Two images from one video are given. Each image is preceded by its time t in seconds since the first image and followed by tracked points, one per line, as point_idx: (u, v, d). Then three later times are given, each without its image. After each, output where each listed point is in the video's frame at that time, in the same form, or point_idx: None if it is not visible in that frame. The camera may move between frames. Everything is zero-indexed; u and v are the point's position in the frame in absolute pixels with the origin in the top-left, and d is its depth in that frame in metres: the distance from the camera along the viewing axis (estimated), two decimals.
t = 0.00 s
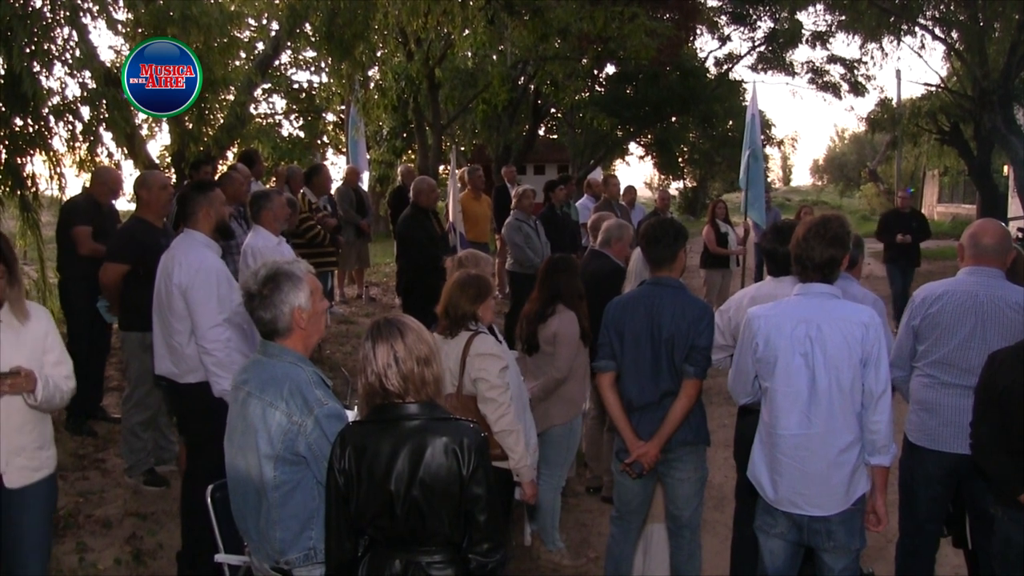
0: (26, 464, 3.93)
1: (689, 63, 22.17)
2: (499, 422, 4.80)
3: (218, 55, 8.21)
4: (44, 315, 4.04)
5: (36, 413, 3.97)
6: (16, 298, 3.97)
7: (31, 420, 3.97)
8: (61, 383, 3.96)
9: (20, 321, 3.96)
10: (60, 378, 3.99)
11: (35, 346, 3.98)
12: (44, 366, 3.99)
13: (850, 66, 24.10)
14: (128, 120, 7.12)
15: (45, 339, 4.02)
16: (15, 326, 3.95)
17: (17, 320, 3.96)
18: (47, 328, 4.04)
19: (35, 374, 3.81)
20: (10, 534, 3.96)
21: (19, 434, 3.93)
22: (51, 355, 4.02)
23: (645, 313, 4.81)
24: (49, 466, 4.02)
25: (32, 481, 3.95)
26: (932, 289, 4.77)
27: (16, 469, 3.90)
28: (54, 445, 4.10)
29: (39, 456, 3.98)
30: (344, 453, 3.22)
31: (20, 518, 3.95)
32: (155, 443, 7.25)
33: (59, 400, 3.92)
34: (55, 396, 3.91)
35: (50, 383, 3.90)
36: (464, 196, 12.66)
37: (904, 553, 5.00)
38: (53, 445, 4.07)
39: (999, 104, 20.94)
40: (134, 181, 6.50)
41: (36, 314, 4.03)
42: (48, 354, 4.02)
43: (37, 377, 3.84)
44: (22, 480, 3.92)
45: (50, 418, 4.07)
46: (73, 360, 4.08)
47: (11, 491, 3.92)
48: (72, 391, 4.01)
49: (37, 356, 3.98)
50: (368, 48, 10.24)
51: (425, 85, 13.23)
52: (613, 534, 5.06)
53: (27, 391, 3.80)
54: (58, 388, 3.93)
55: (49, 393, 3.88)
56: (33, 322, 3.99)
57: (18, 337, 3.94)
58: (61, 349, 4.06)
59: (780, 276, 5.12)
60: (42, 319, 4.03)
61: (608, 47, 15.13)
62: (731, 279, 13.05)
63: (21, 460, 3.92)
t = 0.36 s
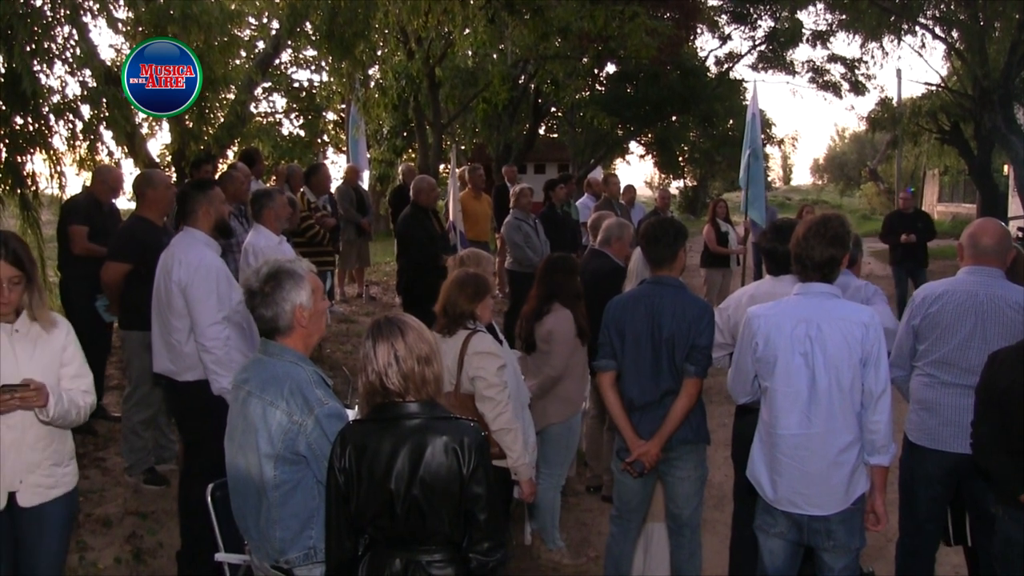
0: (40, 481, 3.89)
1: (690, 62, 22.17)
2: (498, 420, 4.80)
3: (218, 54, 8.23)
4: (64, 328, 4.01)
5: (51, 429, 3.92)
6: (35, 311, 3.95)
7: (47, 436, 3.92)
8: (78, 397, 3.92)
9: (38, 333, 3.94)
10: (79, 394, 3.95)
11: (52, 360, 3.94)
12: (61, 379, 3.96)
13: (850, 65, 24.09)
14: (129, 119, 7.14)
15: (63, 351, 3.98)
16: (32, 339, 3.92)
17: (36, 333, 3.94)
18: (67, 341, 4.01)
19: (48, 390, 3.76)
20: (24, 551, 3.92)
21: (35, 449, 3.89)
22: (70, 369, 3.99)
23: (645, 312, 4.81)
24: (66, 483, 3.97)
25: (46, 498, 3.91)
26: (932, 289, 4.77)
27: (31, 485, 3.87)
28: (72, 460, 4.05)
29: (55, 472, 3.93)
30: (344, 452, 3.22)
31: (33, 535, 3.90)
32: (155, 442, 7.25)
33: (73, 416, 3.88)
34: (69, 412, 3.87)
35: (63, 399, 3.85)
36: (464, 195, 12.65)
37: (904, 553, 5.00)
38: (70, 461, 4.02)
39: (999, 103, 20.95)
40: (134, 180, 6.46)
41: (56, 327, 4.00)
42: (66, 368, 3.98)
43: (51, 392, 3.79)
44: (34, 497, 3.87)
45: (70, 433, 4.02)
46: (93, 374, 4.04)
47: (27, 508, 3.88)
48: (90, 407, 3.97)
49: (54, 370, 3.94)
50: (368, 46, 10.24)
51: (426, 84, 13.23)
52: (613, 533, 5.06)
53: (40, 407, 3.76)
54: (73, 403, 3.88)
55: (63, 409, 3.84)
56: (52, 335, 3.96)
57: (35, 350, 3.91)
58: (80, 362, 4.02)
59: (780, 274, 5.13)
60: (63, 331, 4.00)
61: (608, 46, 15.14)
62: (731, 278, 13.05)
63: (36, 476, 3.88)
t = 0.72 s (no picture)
0: (35, 502, 3.73)
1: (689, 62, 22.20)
2: (496, 420, 4.82)
3: (217, 54, 8.25)
4: (60, 340, 3.83)
5: (47, 446, 3.75)
6: (29, 322, 3.77)
7: (42, 454, 3.74)
8: (73, 412, 3.73)
9: (33, 345, 3.76)
10: (76, 408, 3.77)
11: (47, 373, 3.77)
12: (57, 393, 3.77)
13: (849, 65, 24.11)
14: (128, 119, 7.15)
15: (59, 364, 3.80)
16: (27, 351, 3.74)
17: (30, 346, 3.76)
18: (62, 353, 3.82)
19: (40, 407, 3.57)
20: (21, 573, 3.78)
21: (29, 469, 3.72)
22: (66, 382, 3.80)
23: (644, 312, 4.82)
24: (62, 502, 3.81)
25: (41, 520, 3.75)
26: (931, 289, 4.78)
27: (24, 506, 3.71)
28: (71, 478, 3.89)
29: (50, 492, 3.77)
30: (344, 452, 3.23)
31: (30, 557, 3.76)
32: (155, 442, 7.26)
33: (69, 432, 3.69)
34: (65, 428, 3.68)
35: (57, 414, 3.66)
36: (463, 194, 12.64)
37: (902, 552, 5.01)
38: (68, 479, 3.86)
39: (997, 103, 20.97)
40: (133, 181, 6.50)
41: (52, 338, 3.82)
42: (62, 381, 3.79)
43: (43, 408, 3.61)
44: (28, 520, 3.72)
45: (68, 450, 3.86)
46: (90, 387, 3.85)
47: (20, 530, 3.72)
48: (87, 423, 3.77)
49: (49, 384, 3.76)
50: (368, 47, 10.23)
51: (425, 84, 13.23)
52: (612, 532, 5.07)
53: (32, 423, 3.58)
54: (68, 418, 3.70)
55: (57, 425, 3.66)
56: (47, 347, 3.78)
57: (28, 363, 3.74)
58: (77, 375, 3.83)
59: (778, 273, 5.14)
60: (58, 343, 3.82)
61: (607, 46, 15.15)
62: (730, 279, 13.05)
63: (29, 497, 3.72)
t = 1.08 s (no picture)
0: (13, 530, 3.48)
1: (687, 63, 22.23)
2: (495, 421, 4.82)
3: (215, 55, 8.26)
4: (31, 353, 3.55)
5: (23, 468, 3.49)
6: None
7: (16, 478, 3.49)
8: (52, 431, 3.49)
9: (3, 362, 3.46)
10: (53, 426, 3.53)
11: (20, 391, 3.48)
12: (32, 411, 3.52)
13: (846, 66, 24.13)
14: (126, 119, 7.16)
15: (33, 379, 3.52)
16: None
17: None
18: (35, 367, 3.54)
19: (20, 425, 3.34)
20: None
21: (4, 495, 3.46)
22: (41, 398, 3.55)
23: (643, 312, 4.83)
24: (40, 526, 3.56)
25: (18, 549, 3.50)
26: (928, 289, 4.79)
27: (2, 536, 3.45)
28: (47, 501, 3.65)
29: (28, 518, 3.53)
30: (342, 453, 3.23)
31: None
32: (152, 443, 7.26)
33: (49, 451, 3.45)
34: (45, 447, 3.44)
35: (37, 432, 3.42)
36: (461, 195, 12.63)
37: (900, 552, 5.02)
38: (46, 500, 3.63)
39: (995, 104, 21.01)
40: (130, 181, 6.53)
41: (22, 351, 3.54)
42: (36, 397, 3.53)
43: (22, 426, 3.36)
44: (6, 550, 3.46)
45: (42, 471, 3.60)
46: (65, 402, 3.61)
47: None
48: (66, 440, 3.54)
49: (24, 401, 3.49)
50: (366, 47, 10.23)
51: (423, 84, 13.24)
52: (609, 533, 5.08)
53: (11, 443, 3.33)
54: (48, 435, 3.46)
55: (37, 445, 3.41)
56: (20, 361, 3.50)
57: None
58: (52, 389, 3.58)
59: (775, 273, 5.16)
60: (30, 357, 3.53)
61: (605, 46, 15.16)
62: (728, 279, 13.07)
63: (8, 525, 3.47)
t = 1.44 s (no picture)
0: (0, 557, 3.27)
1: (682, 64, 22.25)
2: (492, 422, 4.82)
3: (210, 55, 8.25)
4: (21, 367, 3.32)
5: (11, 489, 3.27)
6: None
7: (5, 501, 3.27)
8: (45, 449, 3.25)
9: None
10: (44, 444, 3.29)
11: (9, 407, 3.25)
12: (21, 428, 3.29)
13: (841, 67, 24.16)
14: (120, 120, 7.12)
15: (22, 395, 3.30)
16: None
17: None
18: (25, 383, 3.31)
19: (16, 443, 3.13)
20: None
21: None
22: (31, 414, 3.32)
23: (639, 313, 4.83)
24: (30, 551, 3.34)
25: None
26: (922, 290, 4.80)
27: None
28: (36, 524, 3.43)
29: (17, 543, 3.31)
30: (338, 454, 3.22)
31: None
32: (147, 445, 7.25)
33: (43, 470, 3.22)
34: (39, 465, 3.20)
35: (31, 450, 3.18)
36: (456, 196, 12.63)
37: (894, 552, 5.03)
38: (36, 525, 3.41)
39: (988, 106, 21.09)
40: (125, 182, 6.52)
41: (10, 366, 3.31)
42: (26, 414, 3.30)
43: (18, 444, 3.13)
44: None
45: (32, 493, 3.39)
46: (58, 418, 3.37)
47: None
48: (59, 458, 3.32)
49: (13, 418, 3.26)
50: (361, 48, 10.21)
51: (419, 85, 13.23)
52: (604, 533, 5.08)
53: (6, 464, 3.09)
54: (42, 454, 3.22)
55: (32, 463, 3.18)
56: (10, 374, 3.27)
57: None
58: (43, 405, 3.35)
59: (771, 275, 5.19)
60: (19, 371, 3.31)
61: (600, 47, 15.16)
62: (723, 280, 13.08)
63: None
